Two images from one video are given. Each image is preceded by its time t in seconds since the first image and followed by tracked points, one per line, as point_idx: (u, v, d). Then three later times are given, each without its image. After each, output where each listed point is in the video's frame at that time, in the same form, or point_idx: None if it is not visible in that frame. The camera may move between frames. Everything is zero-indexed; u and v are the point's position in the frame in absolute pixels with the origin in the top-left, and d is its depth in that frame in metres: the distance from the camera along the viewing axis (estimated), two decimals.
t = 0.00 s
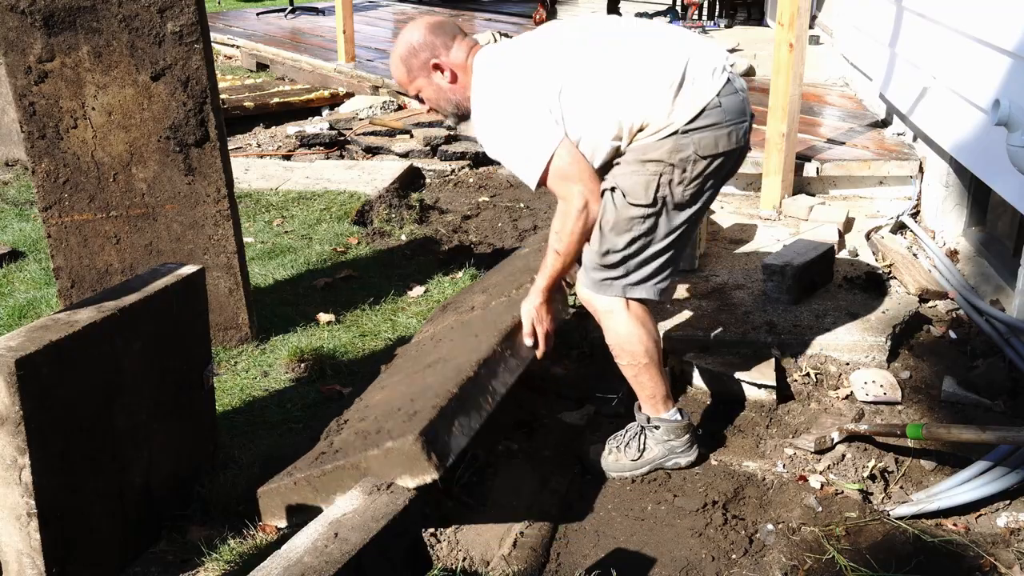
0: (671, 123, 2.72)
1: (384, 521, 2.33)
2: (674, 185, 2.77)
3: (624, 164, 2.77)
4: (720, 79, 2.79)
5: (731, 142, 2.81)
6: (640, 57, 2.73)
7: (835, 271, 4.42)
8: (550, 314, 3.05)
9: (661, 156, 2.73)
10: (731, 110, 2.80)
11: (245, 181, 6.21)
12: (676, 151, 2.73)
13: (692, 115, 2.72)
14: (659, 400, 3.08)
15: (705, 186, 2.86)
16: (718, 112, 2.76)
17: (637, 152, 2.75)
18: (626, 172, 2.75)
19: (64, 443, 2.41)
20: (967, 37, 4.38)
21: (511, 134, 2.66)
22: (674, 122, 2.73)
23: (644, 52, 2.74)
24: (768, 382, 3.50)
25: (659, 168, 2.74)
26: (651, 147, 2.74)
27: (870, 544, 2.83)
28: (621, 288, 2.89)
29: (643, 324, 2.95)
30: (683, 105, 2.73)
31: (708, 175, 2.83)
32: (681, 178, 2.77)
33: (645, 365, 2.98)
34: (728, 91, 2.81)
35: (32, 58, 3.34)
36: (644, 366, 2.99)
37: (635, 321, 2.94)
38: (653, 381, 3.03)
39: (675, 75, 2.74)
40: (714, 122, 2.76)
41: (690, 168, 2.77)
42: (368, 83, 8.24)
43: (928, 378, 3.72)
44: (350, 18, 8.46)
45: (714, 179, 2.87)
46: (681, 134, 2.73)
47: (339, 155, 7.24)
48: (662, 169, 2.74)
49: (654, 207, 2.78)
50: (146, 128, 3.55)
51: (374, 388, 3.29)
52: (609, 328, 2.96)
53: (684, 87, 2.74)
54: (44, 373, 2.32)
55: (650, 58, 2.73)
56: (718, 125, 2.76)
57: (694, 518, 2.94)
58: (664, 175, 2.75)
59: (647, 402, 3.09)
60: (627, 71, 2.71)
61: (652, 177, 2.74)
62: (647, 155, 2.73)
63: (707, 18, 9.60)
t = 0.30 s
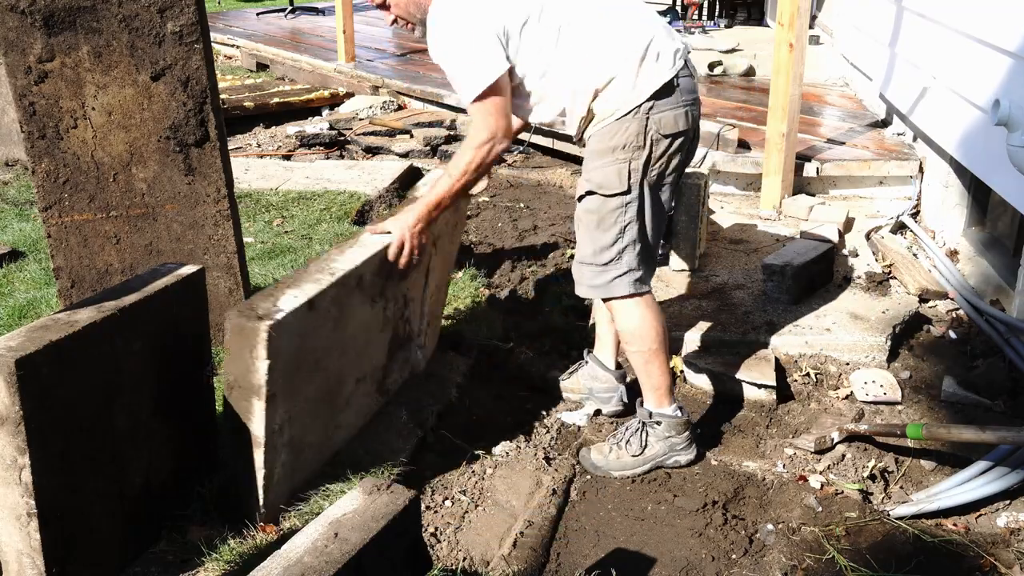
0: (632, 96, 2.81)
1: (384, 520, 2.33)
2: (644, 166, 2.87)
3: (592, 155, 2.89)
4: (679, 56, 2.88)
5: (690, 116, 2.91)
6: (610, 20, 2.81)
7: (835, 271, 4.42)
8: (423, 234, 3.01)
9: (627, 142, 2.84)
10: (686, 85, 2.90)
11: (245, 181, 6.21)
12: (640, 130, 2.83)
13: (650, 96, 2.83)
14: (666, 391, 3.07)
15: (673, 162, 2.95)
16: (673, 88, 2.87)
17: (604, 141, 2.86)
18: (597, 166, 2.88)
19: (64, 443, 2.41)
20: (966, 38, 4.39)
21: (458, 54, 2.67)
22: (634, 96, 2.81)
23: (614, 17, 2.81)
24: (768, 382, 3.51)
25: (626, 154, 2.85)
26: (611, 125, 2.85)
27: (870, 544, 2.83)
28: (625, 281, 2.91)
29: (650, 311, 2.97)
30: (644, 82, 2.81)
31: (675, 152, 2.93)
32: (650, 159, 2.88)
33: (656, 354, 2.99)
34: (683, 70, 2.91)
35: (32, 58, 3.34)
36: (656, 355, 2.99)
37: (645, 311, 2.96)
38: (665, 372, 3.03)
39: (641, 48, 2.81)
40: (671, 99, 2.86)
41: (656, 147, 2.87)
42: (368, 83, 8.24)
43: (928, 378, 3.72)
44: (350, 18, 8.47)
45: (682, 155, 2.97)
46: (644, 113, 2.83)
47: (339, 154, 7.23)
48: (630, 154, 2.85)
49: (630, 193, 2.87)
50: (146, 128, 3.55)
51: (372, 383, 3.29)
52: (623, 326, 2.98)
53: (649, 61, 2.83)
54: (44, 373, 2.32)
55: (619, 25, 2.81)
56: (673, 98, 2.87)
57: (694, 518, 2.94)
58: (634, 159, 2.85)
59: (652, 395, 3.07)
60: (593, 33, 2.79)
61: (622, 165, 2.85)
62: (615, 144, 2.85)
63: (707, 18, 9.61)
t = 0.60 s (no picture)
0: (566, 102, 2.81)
1: (384, 521, 2.32)
2: (556, 174, 2.88)
3: (513, 149, 2.90)
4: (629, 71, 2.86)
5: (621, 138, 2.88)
6: (569, 23, 2.81)
7: (835, 271, 4.42)
8: (395, 224, 3.01)
9: (544, 145, 2.84)
10: (625, 105, 2.86)
11: (245, 181, 6.21)
12: (559, 141, 2.83)
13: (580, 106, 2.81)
14: (512, 375, 3.22)
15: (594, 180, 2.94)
16: (611, 105, 2.84)
17: (523, 139, 2.87)
18: (510, 158, 2.90)
19: (64, 443, 2.41)
20: (967, 38, 4.39)
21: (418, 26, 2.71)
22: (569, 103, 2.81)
23: (573, 20, 2.81)
24: (768, 382, 3.53)
25: (540, 157, 2.85)
26: (540, 125, 2.84)
27: (870, 544, 2.83)
28: (504, 271, 3.03)
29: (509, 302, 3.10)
30: (579, 92, 2.80)
31: (597, 168, 2.92)
32: (561, 170, 2.88)
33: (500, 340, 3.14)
34: (632, 90, 2.87)
35: (32, 58, 3.35)
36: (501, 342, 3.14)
37: (502, 299, 3.08)
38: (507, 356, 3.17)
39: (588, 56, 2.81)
40: (604, 117, 2.84)
41: (572, 159, 2.86)
42: (368, 83, 8.25)
43: (929, 378, 3.72)
44: (350, 19, 8.47)
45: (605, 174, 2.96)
46: (568, 123, 2.81)
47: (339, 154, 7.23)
48: (542, 158, 2.86)
49: (532, 194, 2.91)
50: (145, 128, 3.55)
51: (364, 380, 3.29)
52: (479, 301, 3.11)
53: (593, 71, 2.82)
54: (44, 373, 2.32)
55: (576, 27, 2.81)
56: (603, 117, 2.83)
57: (694, 518, 2.94)
58: (544, 163, 2.86)
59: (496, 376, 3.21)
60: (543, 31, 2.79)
61: (531, 164, 2.86)
62: (529, 145, 2.86)
63: (707, 18, 9.61)
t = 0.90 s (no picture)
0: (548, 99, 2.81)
1: (384, 521, 2.32)
2: (546, 178, 2.87)
3: (498, 158, 2.90)
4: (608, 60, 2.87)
5: (608, 132, 2.87)
6: (537, 24, 2.83)
7: (835, 271, 4.42)
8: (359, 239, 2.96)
9: (530, 149, 2.84)
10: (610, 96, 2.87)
11: (245, 181, 6.21)
12: (545, 145, 2.83)
13: (561, 106, 2.81)
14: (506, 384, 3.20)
15: (591, 180, 2.91)
16: (593, 102, 2.83)
17: (507, 146, 2.88)
18: (497, 169, 2.90)
19: (64, 443, 2.41)
20: (967, 37, 4.38)
21: (373, 53, 2.64)
22: (554, 99, 2.81)
23: (539, 19, 2.83)
24: (768, 382, 3.53)
25: (525, 163, 2.85)
26: (523, 127, 2.84)
27: (870, 544, 2.83)
28: (510, 282, 2.97)
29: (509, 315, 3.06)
30: (562, 93, 2.80)
31: (591, 168, 2.90)
32: (551, 173, 2.87)
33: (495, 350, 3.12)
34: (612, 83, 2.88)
35: (32, 58, 3.35)
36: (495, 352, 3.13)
37: (501, 310, 3.04)
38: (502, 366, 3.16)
39: (566, 53, 2.82)
40: (587, 115, 2.83)
41: (561, 160, 2.85)
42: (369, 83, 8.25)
43: (928, 378, 3.72)
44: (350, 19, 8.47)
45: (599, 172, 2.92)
46: (554, 124, 2.81)
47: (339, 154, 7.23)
48: (528, 164, 2.85)
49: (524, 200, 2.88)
50: (145, 128, 3.55)
51: (366, 381, 3.29)
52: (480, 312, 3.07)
53: (572, 68, 2.83)
54: (44, 374, 2.32)
55: (545, 32, 2.82)
56: (588, 112, 2.83)
57: (695, 518, 2.94)
58: (534, 168, 2.86)
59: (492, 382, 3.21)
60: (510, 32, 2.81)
61: (518, 171, 2.86)
62: (515, 156, 2.86)
63: (707, 18, 9.62)
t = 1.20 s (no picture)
0: (535, 106, 2.83)
1: (384, 520, 2.32)
2: (539, 182, 2.92)
3: (488, 165, 2.93)
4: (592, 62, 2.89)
5: (593, 134, 2.91)
6: (520, 25, 2.83)
7: (835, 271, 4.42)
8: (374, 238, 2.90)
9: (521, 155, 2.87)
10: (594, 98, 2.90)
11: (245, 181, 6.21)
12: (535, 150, 2.87)
13: (549, 113, 2.83)
14: (512, 366, 3.32)
15: (580, 180, 2.97)
16: (578, 106, 2.86)
17: (496, 154, 2.90)
18: (488, 177, 2.93)
19: (64, 443, 2.41)
20: (966, 37, 4.38)
21: (353, 44, 2.62)
22: (541, 106, 2.84)
23: (520, 21, 2.84)
24: (768, 382, 3.53)
25: (517, 170, 2.89)
26: (509, 135, 2.87)
27: (870, 545, 2.83)
28: (513, 282, 3.08)
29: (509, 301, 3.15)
30: (548, 98, 2.83)
31: (579, 168, 2.95)
32: (543, 177, 2.92)
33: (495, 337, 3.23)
34: (596, 84, 2.91)
35: (32, 58, 3.35)
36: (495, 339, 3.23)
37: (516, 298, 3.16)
38: (504, 352, 3.26)
39: (552, 54, 2.83)
40: (574, 118, 2.86)
41: (552, 164, 2.90)
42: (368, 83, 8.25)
43: (928, 378, 3.72)
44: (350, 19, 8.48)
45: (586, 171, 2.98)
46: (543, 129, 2.84)
47: (338, 154, 7.23)
48: (521, 171, 2.90)
49: (519, 206, 2.94)
50: (146, 128, 3.55)
51: (368, 382, 3.28)
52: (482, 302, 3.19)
53: (558, 70, 2.84)
54: (44, 373, 2.32)
55: (530, 33, 2.83)
56: (574, 117, 2.86)
57: (694, 518, 2.94)
58: (528, 174, 2.90)
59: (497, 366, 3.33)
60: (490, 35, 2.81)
61: (512, 179, 2.90)
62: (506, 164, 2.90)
63: (707, 18, 9.61)
